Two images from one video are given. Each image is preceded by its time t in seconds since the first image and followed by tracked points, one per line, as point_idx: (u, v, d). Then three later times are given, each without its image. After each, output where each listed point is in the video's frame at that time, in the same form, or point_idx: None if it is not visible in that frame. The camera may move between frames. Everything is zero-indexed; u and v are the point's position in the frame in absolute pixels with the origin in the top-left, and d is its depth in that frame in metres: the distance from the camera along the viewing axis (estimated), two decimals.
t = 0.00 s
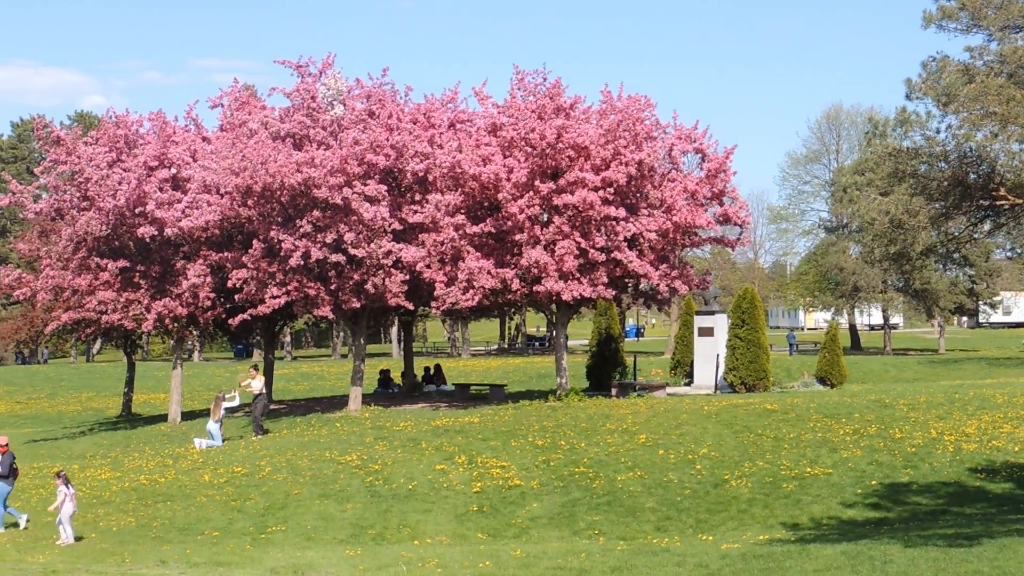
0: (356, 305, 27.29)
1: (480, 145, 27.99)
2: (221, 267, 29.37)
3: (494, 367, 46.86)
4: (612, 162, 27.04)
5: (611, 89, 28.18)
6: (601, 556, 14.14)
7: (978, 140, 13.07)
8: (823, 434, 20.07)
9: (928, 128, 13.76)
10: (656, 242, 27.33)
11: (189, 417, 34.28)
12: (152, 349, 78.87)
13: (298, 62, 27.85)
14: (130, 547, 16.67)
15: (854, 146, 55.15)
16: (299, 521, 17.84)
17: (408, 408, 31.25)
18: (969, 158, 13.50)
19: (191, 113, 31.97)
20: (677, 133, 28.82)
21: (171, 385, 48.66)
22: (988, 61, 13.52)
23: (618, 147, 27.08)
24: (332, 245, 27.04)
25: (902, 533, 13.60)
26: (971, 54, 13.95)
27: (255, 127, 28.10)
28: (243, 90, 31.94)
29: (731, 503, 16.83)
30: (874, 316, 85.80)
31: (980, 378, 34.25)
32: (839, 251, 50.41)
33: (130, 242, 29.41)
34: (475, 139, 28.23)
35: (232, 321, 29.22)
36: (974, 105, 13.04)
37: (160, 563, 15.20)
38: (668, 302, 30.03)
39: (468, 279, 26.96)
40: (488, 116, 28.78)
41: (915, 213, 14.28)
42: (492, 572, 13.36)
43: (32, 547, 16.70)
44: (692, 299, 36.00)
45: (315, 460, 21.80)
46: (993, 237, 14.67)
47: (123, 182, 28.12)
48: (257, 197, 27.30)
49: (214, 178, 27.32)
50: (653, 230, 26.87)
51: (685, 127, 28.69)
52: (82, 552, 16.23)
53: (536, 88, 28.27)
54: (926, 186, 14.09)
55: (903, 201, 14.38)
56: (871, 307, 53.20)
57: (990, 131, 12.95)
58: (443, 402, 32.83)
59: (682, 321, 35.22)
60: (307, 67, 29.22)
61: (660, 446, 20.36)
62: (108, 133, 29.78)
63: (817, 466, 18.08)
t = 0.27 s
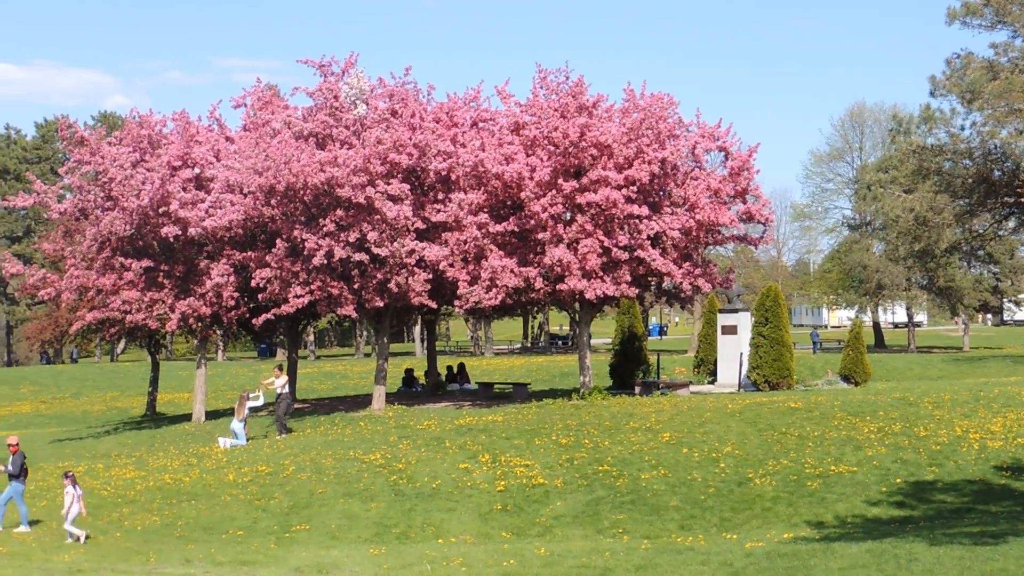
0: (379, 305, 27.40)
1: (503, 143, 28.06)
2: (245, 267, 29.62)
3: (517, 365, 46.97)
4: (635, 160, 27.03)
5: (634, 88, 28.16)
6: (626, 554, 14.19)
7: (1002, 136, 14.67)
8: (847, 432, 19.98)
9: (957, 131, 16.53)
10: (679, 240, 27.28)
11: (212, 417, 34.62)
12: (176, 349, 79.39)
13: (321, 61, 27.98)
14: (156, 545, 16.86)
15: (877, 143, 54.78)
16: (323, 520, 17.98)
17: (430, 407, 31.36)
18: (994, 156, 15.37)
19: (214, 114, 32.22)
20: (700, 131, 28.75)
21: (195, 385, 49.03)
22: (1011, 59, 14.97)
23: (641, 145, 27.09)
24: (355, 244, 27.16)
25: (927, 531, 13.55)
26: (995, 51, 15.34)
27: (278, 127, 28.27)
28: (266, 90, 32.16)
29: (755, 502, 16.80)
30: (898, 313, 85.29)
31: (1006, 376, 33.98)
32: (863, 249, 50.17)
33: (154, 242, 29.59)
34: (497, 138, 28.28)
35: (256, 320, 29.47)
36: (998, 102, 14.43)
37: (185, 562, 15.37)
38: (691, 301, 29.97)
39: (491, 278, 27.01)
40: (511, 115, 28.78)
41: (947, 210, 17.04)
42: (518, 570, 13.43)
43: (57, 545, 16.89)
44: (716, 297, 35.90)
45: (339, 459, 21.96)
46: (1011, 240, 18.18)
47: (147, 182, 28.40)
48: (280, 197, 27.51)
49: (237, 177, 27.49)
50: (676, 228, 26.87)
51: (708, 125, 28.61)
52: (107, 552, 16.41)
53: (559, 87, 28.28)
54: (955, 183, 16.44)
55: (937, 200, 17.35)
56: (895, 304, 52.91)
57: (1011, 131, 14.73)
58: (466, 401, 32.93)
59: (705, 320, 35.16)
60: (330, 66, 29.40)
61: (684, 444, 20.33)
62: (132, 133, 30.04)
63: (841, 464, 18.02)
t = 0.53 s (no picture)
0: (403, 303, 27.52)
1: (526, 142, 28.17)
2: (268, 265, 29.90)
3: (540, 363, 47.05)
4: (659, 158, 26.99)
5: (657, 85, 28.13)
6: (650, 552, 14.21)
7: None
8: (872, 430, 19.89)
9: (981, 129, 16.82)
10: (703, 238, 27.23)
11: (235, 416, 34.90)
12: (201, 347, 79.89)
13: (344, 60, 28.10)
14: (182, 544, 17.03)
15: (901, 140, 54.46)
16: (347, 518, 18.11)
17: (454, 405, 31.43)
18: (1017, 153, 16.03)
19: (238, 113, 32.48)
20: (723, 129, 28.70)
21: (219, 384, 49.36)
22: None
23: (664, 143, 27.08)
24: (379, 243, 27.24)
25: (953, 529, 13.50)
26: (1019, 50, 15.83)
27: (301, 126, 28.43)
28: (290, 89, 32.36)
29: (779, 500, 16.77)
30: (922, 310, 84.80)
31: None
32: (887, 246, 49.88)
33: (178, 241, 29.97)
34: (521, 136, 28.40)
35: (280, 319, 29.72)
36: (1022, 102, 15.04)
37: (210, 560, 15.53)
38: (715, 298, 29.92)
39: (515, 276, 27.06)
40: (533, 113, 29.10)
41: (966, 208, 17.15)
42: (541, 569, 13.48)
43: (82, 544, 17.07)
44: (739, 295, 35.78)
45: (363, 458, 22.09)
46: None
47: (171, 181, 28.69)
48: (304, 196, 27.67)
49: (262, 177, 27.77)
50: (700, 226, 26.85)
51: (732, 123, 28.56)
52: (132, 550, 16.58)
53: (582, 84, 28.30)
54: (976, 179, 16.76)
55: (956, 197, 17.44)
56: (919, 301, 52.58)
57: None
58: (490, 399, 33.00)
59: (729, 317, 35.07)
60: (353, 65, 29.56)
61: (708, 442, 20.30)
62: (156, 133, 30.30)
63: (866, 462, 17.94)
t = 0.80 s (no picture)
0: (426, 300, 27.65)
1: (550, 138, 28.39)
2: (292, 262, 30.13)
3: (563, 360, 47.10)
4: (683, 155, 26.93)
5: (681, 82, 28.10)
6: (674, 550, 14.24)
7: None
8: (896, 427, 19.81)
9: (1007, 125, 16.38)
10: (726, 235, 27.18)
11: (259, 412, 35.16)
12: (224, 343, 80.32)
13: (367, 57, 28.25)
14: (206, 540, 17.19)
15: (926, 137, 54.05)
16: (371, 515, 18.24)
17: (477, 402, 31.54)
18: None
19: (261, 110, 32.71)
20: (746, 126, 28.69)
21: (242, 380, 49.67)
22: None
23: (688, 140, 27.02)
24: (402, 240, 27.33)
25: (978, 527, 13.46)
26: None
27: (325, 123, 28.61)
28: (313, 86, 32.54)
29: (803, 497, 16.74)
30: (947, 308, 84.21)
31: None
32: (911, 243, 49.51)
33: (202, 238, 30.25)
34: (544, 133, 28.62)
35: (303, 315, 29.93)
36: None
37: (234, 556, 15.69)
38: (739, 295, 29.87)
39: (538, 273, 27.12)
40: (557, 110, 29.28)
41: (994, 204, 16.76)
42: (565, 566, 13.53)
43: (106, 540, 17.26)
44: (763, 292, 35.68)
45: (387, 455, 22.21)
46: None
47: (195, 178, 28.90)
48: (327, 193, 27.76)
49: (286, 174, 27.95)
50: (723, 223, 26.81)
51: (755, 120, 28.53)
52: (157, 546, 16.76)
53: (605, 81, 28.34)
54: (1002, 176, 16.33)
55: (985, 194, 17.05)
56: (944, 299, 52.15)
57: None
58: (513, 396, 33.09)
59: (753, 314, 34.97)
60: (376, 62, 29.69)
61: (732, 440, 20.28)
62: (180, 130, 30.58)
63: (890, 459, 17.88)
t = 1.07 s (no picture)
0: (450, 298, 27.75)
1: (573, 136, 28.34)
2: (315, 260, 30.33)
3: (587, 358, 47.10)
4: (706, 152, 26.87)
5: (704, 80, 28.08)
6: (698, 548, 14.25)
7: None
8: (920, 425, 19.72)
9: None
10: (750, 233, 27.12)
11: (282, 411, 35.40)
12: (248, 342, 80.81)
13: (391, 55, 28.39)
14: (232, 538, 17.35)
15: (950, 133, 53.58)
16: (395, 513, 18.37)
17: (500, 400, 31.62)
18: None
19: (285, 109, 32.93)
20: (770, 123, 28.61)
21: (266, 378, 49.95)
22: None
23: (712, 137, 26.95)
24: (426, 238, 27.44)
25: (1004, 525, 13.41)
26: None
27: (348, 121, 28.75)
28: (336, 85, 32.73)
29: (827, 495, 16.71)
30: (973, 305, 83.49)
31: None
32: (936, 240, 49.10)
33: (226, 237, 30.49)
34: (567, 131, 28.61)
35: (327, 313, 30.12)
36: None
37: (259, 554, 15.85)
38: (763, 293, 29.78)
39: (562, 271, 27.15)
40: (580, 107, 29.26)
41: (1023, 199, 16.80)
42: (588, 564, 13.58)
43: (133, 538, 17.44)
44: (787, 289, 35.54)
45: (410, 453, 22.32)
46: None
47: (219, 177, 29.06)
48: (350, 191, 27.92)
49: (309, 172, 28.11)
50: (747, 220, 26.76)
51: (779, 117, 28.43)
52: (183, 544, 16.93)
53: (629, 78, 28.35)
54: None
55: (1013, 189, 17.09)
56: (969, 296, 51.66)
57: None
58: (536, 394, 33.15)
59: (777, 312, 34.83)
60: (399, 60, 29.83)
61: (756, 437, 20.25)
62: (204, 128, 30.74)
63: (915, 457, 17.81)
